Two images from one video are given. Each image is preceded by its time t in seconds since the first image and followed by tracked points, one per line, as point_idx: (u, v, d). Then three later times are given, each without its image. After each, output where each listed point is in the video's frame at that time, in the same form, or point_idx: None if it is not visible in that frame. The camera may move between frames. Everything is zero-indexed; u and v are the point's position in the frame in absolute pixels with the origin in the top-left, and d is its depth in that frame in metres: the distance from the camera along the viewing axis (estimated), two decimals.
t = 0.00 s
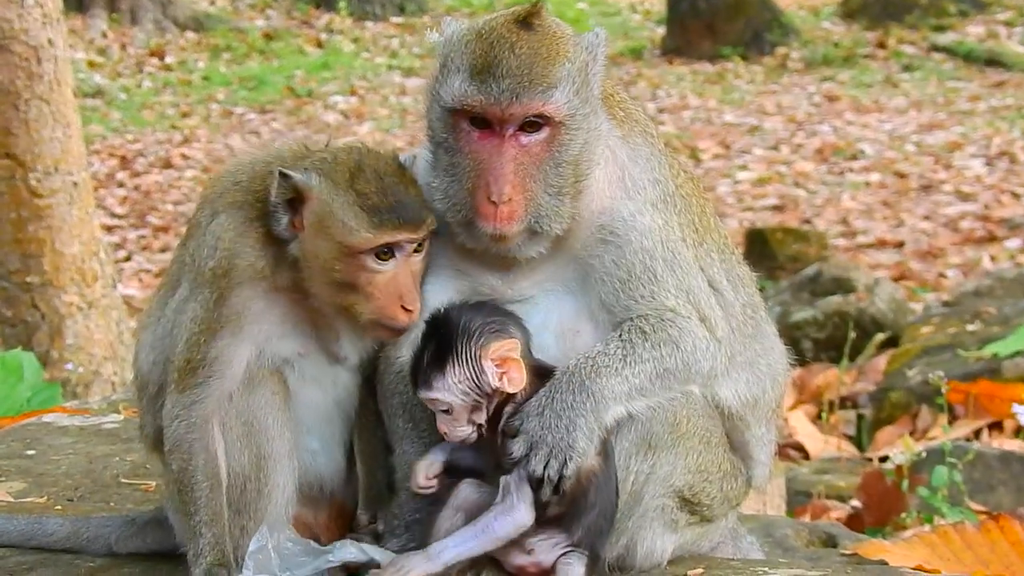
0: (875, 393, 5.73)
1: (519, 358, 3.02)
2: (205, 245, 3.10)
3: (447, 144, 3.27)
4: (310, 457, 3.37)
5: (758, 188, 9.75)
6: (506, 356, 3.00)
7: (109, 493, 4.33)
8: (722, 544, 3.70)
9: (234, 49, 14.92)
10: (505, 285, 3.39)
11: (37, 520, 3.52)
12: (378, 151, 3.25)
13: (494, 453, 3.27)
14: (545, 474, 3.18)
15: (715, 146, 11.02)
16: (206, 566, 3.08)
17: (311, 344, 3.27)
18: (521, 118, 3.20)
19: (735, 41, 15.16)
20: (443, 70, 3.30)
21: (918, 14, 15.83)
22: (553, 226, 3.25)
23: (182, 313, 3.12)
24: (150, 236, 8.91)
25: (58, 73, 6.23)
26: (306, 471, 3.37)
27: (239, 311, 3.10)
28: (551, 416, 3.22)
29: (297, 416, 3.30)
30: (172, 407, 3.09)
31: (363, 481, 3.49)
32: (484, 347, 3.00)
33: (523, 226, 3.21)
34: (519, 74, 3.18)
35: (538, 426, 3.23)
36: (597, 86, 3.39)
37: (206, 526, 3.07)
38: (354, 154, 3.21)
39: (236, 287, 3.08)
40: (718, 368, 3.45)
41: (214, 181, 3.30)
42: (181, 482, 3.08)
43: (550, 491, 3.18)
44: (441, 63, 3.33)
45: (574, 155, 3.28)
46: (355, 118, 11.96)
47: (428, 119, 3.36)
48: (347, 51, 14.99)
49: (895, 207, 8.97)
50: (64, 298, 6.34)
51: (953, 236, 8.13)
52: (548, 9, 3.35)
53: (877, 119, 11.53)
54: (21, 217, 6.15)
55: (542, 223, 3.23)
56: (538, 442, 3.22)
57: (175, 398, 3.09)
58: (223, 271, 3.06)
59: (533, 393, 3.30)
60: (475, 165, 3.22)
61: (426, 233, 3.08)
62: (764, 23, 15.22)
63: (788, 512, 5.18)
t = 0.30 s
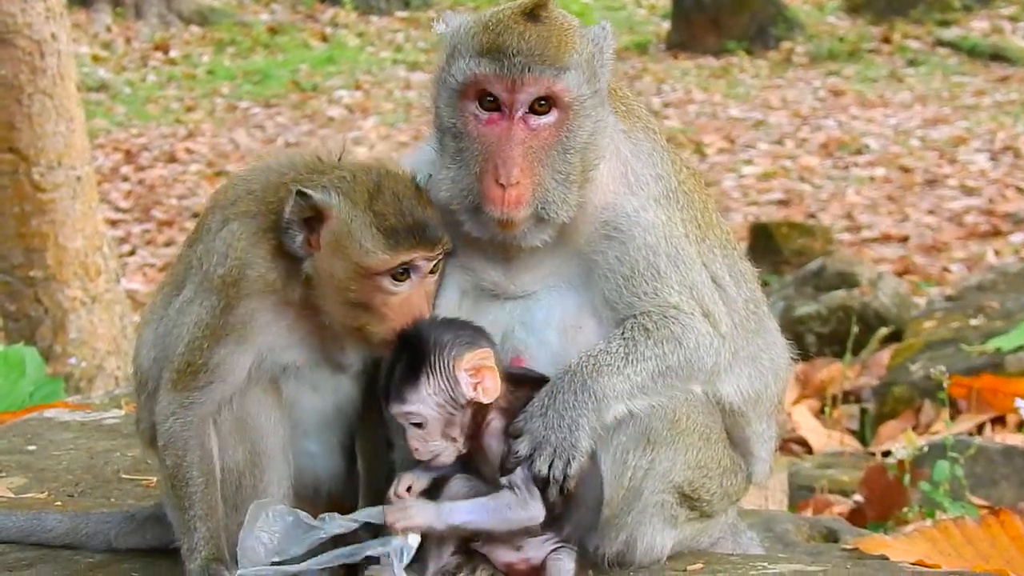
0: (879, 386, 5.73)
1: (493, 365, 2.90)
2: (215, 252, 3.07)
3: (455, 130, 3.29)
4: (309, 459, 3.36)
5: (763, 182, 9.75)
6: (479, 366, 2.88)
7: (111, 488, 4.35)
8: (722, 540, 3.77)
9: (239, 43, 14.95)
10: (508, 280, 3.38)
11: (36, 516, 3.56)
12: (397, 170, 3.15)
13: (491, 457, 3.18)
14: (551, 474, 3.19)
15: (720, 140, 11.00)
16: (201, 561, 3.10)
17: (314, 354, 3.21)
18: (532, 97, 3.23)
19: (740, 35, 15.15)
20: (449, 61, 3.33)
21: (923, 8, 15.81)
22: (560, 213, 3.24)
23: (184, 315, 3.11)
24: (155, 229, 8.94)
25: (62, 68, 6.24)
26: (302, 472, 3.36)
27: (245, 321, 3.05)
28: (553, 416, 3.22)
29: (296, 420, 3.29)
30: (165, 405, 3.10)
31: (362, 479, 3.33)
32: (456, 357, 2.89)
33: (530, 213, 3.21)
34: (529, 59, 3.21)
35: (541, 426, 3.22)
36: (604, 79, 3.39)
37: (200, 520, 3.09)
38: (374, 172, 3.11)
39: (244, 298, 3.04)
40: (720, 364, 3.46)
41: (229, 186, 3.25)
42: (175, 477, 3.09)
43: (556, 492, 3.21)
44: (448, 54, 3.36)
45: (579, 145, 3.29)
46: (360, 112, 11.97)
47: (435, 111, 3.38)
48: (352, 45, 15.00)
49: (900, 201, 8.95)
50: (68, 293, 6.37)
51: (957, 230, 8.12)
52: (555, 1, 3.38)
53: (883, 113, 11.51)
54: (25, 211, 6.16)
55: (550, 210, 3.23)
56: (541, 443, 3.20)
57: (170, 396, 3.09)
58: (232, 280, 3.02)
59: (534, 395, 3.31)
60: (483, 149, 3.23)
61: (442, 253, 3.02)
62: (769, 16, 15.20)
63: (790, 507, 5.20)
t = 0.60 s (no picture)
0: (878, 383, 5.73)
1: (459, 386, 2.97)
2: (210, 257, 3.10)
3: (453, 123, 3.32)
4: (305, 459, 3.35)
5: (764, 178, 9.75)
6: (445, 386, 2.95)
7: (109, 485, 4.38)
8: (720, 537, 3.81)
9: (241, 39, 14.95)
10: (503, 277, 3.40)
11: (33, 513, 3.58)
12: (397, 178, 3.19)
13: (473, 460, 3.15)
14: (542, 472, 3.18)
15: (722, 136, 11.00)
16: (197, 558, 3.13)
17: (309, 356, 3.24)
18: (529, 87, 3.27)
19: (742, 31, 15.14)
20: (448, 54, 3.37)
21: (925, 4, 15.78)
22: (557, 205, 3.26)
23: (179, 317, 3.13)
24: (156, 225, 8.95)
25: (63, 63, 6.25)
26: (299, 472, 3.35)
27: (239, 324, 3.07)
28: (545, 415, 3.25)
29: (291, 421, 3.30)
30: (159, 407, 3.11)
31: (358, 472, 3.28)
32: (423, 377, 2.93)
33: (526, 204, 3.22)
34: (529, 50, 3.25)
35: (532, 424, 3.25)
36: (602, 73, 3.42)
37: (196, 518, 3.12)
38: (375, 181, 3.15)
39: (238, 301, 3.06)
40: (716, 362, 3.48)
41: (227, 188, 3.30)
42: (170, 475, 3.12)
43: (548, 490, 3.17)
44: (447, 47, 3.38)
45: (576, 138, 3.32)
46: (362, 107, 11.98)
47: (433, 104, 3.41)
48: (354, 40, 15.00)
49: (901, 197, 8.95)
50: (69, 289, 6.39)
51: (958, 226, 8.12)
52: None
53: (884, 109, 11.50)
54: (26, 207, 6.18)
55: (547, 202, 3.24)
56: (533, 440, 3.23)
57: (164, 399, 3.10)
58: (228, 284, 3.05)
59: (526, 396, 3.34)
60: (481, 141, 3.26)
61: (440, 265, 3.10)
62: (772, 12, 15.18)
63: (790, 504, 5.23)
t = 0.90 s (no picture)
0: (877, 381, 5.73)
1: (463, 378, 2.94)
2: (209, 260, 3.11)
3: (451, 114, 3.31)
4: (300, 460, 3.39)
5: (763, 176, 9.75)
6: (450, 378, 2.92)
7: (108, 484, 4.39)
8: (718, 536, 3.82)
9: (239, 37, 14.95)
10: (501, 276, 3.41)
11: (31, 513, 3.58)
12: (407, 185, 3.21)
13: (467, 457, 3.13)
14: (541, 471, 3.19)
15: (721, 134, 10.99)
16: (195, 556, 3.14)
17: (305, 361, 3.26)
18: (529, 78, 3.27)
19: (741, 29, 15.13)
20: (444, 47, 3.37)
21: (924, 2, 15.77)
22: (555, 198, 3.26)
23: (176, 319, 3.14)
24: (156, 224, 8.94)
25: (62, 62, 6.26)
26: (294, 473, 3.39)
27: (237, 330, 3.07)
28: (543, 414, 3.25)
29: (287, 424, 3.33)
30: (154, 406, 3.12)
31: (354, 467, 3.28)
32: (427, 370, 2.91)
33: (525, 196, 3.23)
34: (526, 41, 3.25)
35: (531, 423, 3.25)
36: (600, 70, 3.43)
37: (194, 516, 3.13)
38: (389, 188, 3.18)
39: (237, 307, 3.06)
40: (715, 359, 3.48)
41: (227, 189, 3.31)
42: (166, 474, 3.13)
43: (547, 489, 3.18)
44: (443, 43, 3.38)
45: (574, 132, 3.31)
46: (361, 106, 11.97)
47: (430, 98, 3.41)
48: (353, 39, 14.99)
49: (901, 195, 8.95)
50: (67, 287, 6.39)
51: (958, 224, 8.12)
52: None
53: (883, 107, 11.49)
54: (25, 206, 6.19)
55: (545, 194, 3.25)
56: (532, 439, 3.23)
57: (158, 398, 3.12)
58: (227, 288, 3.06)
59: (524, 396, 3.35)
60: (480, 131, 3.25)
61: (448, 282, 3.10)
62: (771, 11, 15.18)
63: (789, 502, 5.26)
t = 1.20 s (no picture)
0: (876, 380, 5.74)
1: (469, 373, 2.95)
2: (204, 259, 3.14)
3: (453, 109, 3.31)
4: (298, 462, 3.39)
5: (763, 176, 9.74)
6: (457, 374, 2.93)
7: (105, 484, 4.41)
8: (714, 535, 3.83)
9: (239, 38, 14.97)
10: (496, 275, 3.41)
11: (27, 513, 3.60)
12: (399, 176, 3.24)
13: (463, 450, 3.12)
14: (535, 470, 3.19)
15: (720, 134, 10.99)
16: (192, 557, 3.15)
17: (302, 358, 3.26)
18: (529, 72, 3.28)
19: (740, 29, 15.12)
20: (444, 45, 3.38)
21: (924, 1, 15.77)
22: (556, 193, 3.26)
23: (171, 318, 3.16)
24: (155, 225, 8.95)
25: (61, 63, 6.27)
26: (293, 475, 3.39)
27: (231, 327, 3.09)
28: (539, 414, 3.26)
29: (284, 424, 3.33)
30: (150, 408, 3.14)
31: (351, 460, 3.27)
32: (434, 366, 2.91)
33: (527, 192, 3.22)
34: (530, 37, 3.27)
35: (526, 423, 3.25)
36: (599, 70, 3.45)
37: (191, 517, 3.14)
38: (377, 178, 3.20)
39: (231, 304, 3.08)
40: (711, 359, 3.49)
41: (221, 187, 3.33)
42: (163, 476, 3.15)
43: (540, 489, 3.16)
44: (443, 41, 3.39)
45: (574, 129, 3.32)
46: (360, 106, 11.98)
47: (430, 95, 3.41)
48: (352, 40, 15.00)
49: (900, 195, 8.95)
50: (67, 288, 6.40)
51: (957, 224, 8.11)
52: None
53: (882, 106, 11.49)
54: (24, 207, 6.20)
55: (547, 190, 3.25)
56: (527, 439, 3.23)
57: (154, 400, 3.14)
58: (220, 286, 3.08)
59: (520, 395, 3.34)
60: (482, 126, 3.25)
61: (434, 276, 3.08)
62: (771, 10, 15.18)
63: (787, 501, 5.27)
